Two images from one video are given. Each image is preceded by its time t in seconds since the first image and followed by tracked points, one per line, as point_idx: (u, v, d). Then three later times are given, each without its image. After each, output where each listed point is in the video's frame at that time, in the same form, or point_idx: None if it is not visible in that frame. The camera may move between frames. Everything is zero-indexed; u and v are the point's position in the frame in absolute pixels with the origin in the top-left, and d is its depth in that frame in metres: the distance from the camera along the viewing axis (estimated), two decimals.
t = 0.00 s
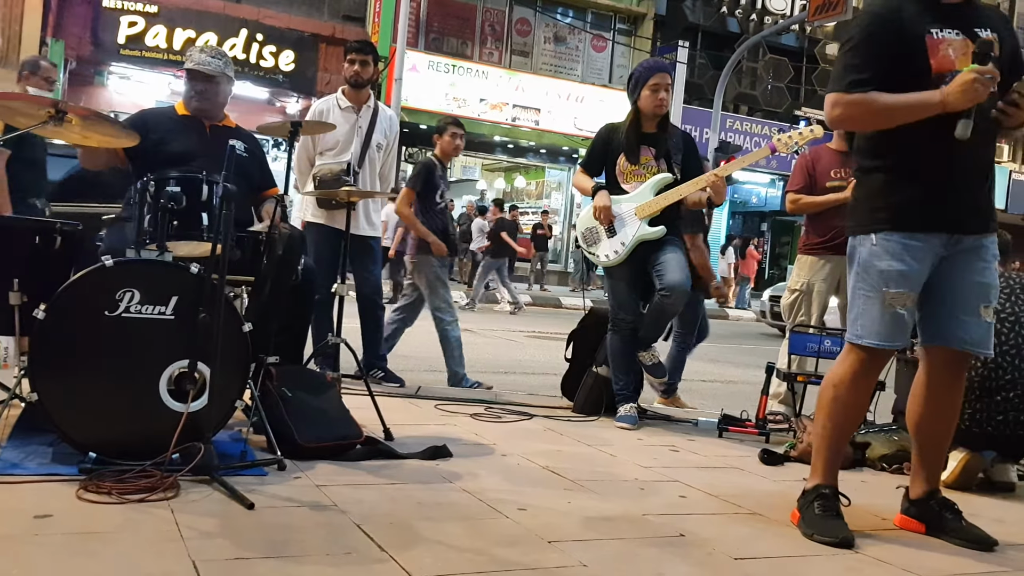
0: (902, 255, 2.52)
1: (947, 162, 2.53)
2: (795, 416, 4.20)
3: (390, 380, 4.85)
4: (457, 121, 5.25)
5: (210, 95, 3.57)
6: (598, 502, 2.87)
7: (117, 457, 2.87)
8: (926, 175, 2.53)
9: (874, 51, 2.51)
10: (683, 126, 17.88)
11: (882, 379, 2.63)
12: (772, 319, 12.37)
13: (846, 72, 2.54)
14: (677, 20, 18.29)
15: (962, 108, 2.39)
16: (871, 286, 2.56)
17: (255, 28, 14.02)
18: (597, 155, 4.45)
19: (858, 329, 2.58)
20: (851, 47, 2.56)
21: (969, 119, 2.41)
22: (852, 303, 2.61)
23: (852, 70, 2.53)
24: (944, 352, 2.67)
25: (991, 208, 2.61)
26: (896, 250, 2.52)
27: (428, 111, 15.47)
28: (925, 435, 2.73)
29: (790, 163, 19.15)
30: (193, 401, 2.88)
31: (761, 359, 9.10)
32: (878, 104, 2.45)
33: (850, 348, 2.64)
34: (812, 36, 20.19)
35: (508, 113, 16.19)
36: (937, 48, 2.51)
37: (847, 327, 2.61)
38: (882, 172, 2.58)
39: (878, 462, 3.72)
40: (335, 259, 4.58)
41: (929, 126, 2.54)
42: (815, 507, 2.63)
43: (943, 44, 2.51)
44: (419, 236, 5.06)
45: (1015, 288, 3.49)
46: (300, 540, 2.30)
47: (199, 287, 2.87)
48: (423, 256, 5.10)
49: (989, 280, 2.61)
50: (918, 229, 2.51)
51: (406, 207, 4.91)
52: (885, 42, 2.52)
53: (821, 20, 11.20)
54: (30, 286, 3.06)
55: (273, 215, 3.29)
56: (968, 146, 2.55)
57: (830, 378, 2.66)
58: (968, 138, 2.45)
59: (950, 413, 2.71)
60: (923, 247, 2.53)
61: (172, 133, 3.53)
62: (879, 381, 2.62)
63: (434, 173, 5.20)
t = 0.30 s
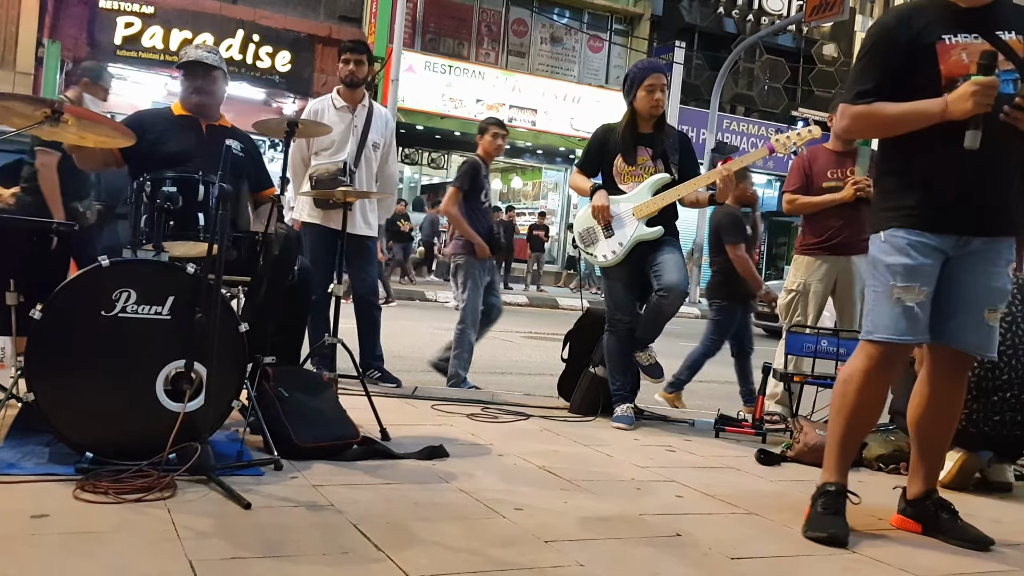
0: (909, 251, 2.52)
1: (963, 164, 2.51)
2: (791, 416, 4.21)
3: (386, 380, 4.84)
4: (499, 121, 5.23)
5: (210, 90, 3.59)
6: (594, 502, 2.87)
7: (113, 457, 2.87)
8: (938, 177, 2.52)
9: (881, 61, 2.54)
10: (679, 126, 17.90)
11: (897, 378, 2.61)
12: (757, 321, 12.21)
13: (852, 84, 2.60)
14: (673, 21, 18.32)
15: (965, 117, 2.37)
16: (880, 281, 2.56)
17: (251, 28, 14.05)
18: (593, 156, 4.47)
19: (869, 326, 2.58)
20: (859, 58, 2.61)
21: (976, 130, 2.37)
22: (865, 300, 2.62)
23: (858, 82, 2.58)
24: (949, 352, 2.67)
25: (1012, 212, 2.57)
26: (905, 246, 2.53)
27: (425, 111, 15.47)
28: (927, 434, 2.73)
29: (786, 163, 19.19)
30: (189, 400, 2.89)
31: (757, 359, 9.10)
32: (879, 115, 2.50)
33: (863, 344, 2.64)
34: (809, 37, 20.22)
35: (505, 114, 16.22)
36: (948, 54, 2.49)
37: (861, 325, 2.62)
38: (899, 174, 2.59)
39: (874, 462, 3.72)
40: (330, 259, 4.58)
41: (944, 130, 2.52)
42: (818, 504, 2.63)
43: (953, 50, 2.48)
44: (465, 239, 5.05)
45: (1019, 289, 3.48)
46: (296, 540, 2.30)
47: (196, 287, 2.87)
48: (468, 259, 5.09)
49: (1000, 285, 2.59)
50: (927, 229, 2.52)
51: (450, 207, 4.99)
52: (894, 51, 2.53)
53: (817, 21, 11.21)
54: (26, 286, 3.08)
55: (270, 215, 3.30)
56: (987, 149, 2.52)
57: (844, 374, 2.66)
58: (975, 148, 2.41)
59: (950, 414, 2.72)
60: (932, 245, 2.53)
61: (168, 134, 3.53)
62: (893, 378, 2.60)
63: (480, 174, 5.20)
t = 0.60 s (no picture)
0: (904, 250, 2.53)
1: (957, 165, 2.52)
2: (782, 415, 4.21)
3: (377, 380, 4.82)
4: (539, 131, 5.18)
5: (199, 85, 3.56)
6: (586, 501, 2.87)
7: (102, 458, 2.85)
8: (934, 176, 2.53)
9: (879, 58, 2.55)
10: (671, 126, 17.94)
11: (894, 377, 2.62)
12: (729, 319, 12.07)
13: (849, 81, 2.62)
14: (665, 21, 18.33)
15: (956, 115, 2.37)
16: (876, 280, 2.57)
17: (242, 27, 14.02)
18: (585, 154, 4.45)
19: (867, 324, 2.59)
20: (859, 54, 2.62)
21: (961, 128, 2.37)
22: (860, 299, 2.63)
23: (856, 77, 2.59)
24: (944, 351, 2.67)
25: (1007, 213, 2.57)
26: (900, 245, 2.54)
27: (417, 110, 15.46)
28: (918, 433, 2.74)
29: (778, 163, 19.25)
30: (179, 401, 2.87)
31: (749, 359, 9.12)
32: (874, 109, 2.51)
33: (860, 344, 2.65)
34: (800, 37, 20.28)
35: (497, 113, 16.21)
36: (946, 54, 2.49)
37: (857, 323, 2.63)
38: (896, 172, 2.60)
39: (864, 460, 3.73)
40: (321, 259, 4.57)
41: (938, 129, 2.53)
42: (816, 503, 2.64)
43: (951, 50, 2.49)
44: (500, 248, 5.01)
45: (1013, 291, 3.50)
46: (286, 540, 2.29)
47: (186, 286, 2.86)
48: (503, 268, 5.07)
49: (993, 285, 2.59)
50: (922, 227, 2.52)
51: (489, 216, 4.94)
52: (892, 49, 2.55)
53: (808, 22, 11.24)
54: (14, 284, 3.05)
55: (260, 214, 3.28)
56: (978, 151, 2.53)
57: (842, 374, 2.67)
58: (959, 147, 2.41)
59: (943, 413, 2.73)
60: (927, 244, 2.53)
61: (158, 132, 3.51)
62: (889, 378, 2.60)
63: (519, 183, 5.17)
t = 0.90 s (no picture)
0: (886, 253, 2.56)
1: (942, 165, 2.55)
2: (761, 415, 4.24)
3: (358, 379, 4.80)
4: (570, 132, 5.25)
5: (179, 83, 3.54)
6: (566, 501, 2.88)
7: (80, 456, 2.83)
8: (917, 176, 2.55)
9: (867, 56, 2.57)
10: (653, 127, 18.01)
11: (873, 378, 2.65)
12: (693, 318, 12.04)
13: (838, 78, 2.63)
14: (648, 22, 18.32)
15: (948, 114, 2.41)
16: (857, 283, 2.60)
17: (223, 24, 13.96)
18: (567, 154, 4.44)
19: (848, 326, 2.62)
20: (847, 51, 2.63)
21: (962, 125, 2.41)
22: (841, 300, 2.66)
23: (844, 75, 2.61)
24: (920, 353, 2.71)
25: (987, 215, 2.60)
26: (880, 247, 2.56)
27: (397, 108, 15.37)
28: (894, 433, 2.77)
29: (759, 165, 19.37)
30: (158, 399, 2.85)
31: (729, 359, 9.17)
32: (864, 108, 2.53)
33: (842, 345, 2.67)
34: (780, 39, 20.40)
35: (479, 113, 16.22)
36: (933, 53, 2.52)
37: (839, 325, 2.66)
38: (879, 172, 2.62)
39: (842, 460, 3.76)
40: (301, 257, 4.55)
41: (927, 128, 2.56)
42: (807, 506, 2.66)
43: (938, 49, 2.52)
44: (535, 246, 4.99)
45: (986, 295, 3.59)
46: (265, 540, 2.28)
47: (165, 284, 2.84)
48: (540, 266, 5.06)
49: (970, 287, 2.62)
50: (907, 228, 2.54)
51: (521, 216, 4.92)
52: (880, 47, 2.56)
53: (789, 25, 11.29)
54: None
55: (240, 212, 3.27)
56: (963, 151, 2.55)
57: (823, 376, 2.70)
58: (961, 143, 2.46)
59: (919, 415, 2.77)
60: (907, 247, 2.56)
61: (136, 129, 3.49)
62: (868, 379, 2.64)
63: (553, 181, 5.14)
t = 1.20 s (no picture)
0: (892, 253, 2.56)
1: (942, 170, 2.55)
2: (757, 416, 4.25)
3: (354, 378, 4.79)
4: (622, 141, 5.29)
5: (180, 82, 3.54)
6: (562, 501, 2.88)
7: (75, 454, 2.82)
8: (917, 180, 2.56)
9: (869, 59, 2.56)
10: (651, 128, 18.03)
11: (877, 378, 2.65)
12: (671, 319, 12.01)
13: (838, 83, 2.62)
14: (646, 23, 18.35)
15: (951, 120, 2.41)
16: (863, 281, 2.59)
17: (222, 22, 13.96)
18: (565, 155, 4.45)
19: (853, 325, 2.61)
20: (847, 56, 2.62)
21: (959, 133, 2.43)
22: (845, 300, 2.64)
23: (845, 79, 2.60)
24: (919, 355, 2.72)
25: (986, 221, 2.62)
26: (885, 246, 2.56)
27: (395, 108, 15.40)
28: (892, 435, 2.78)
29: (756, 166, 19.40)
30: (154, 397, 2.85)
31: (725, 360, 9.16)
32: (866, 112, 2.52)
33: (845, 344, 2.67)
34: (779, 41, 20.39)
35: (477, 113, 16.22)
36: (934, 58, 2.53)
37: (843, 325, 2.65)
38: (878, 177, 2.62)
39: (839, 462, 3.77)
40: (298, 256, 4.54)
41: (929, 133, 2.55)
42: (802, 507, 2.66)
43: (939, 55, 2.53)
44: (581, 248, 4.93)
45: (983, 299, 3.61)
46: (261, 538, 2.28)
47: (163, 283, 2.84)
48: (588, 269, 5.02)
49: (969, 290, 2.63)
50: (907, 231, 2.55)
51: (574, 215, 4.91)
52: (882, 50, 2.55)
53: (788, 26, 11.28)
54: None
55: (238, 212, 3.28)
56: (964, 156, 2.56)
57: (826, 374, 2.69)
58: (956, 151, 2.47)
59: (918, 420, 2.77)
60: (911, 248, 2.57)
61: (134, 128, 3.49)
62: (873, 378, 2.64)
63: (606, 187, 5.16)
